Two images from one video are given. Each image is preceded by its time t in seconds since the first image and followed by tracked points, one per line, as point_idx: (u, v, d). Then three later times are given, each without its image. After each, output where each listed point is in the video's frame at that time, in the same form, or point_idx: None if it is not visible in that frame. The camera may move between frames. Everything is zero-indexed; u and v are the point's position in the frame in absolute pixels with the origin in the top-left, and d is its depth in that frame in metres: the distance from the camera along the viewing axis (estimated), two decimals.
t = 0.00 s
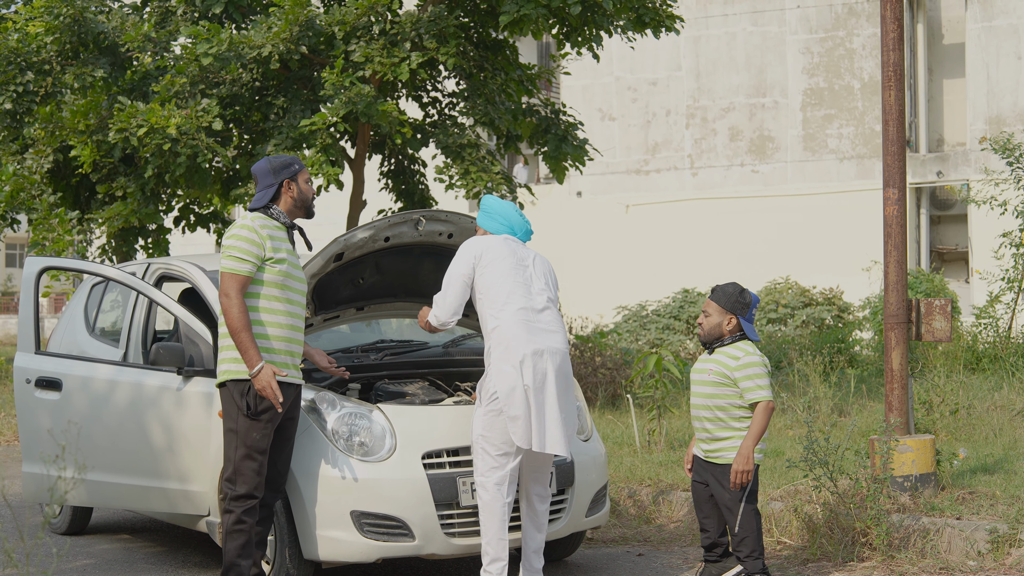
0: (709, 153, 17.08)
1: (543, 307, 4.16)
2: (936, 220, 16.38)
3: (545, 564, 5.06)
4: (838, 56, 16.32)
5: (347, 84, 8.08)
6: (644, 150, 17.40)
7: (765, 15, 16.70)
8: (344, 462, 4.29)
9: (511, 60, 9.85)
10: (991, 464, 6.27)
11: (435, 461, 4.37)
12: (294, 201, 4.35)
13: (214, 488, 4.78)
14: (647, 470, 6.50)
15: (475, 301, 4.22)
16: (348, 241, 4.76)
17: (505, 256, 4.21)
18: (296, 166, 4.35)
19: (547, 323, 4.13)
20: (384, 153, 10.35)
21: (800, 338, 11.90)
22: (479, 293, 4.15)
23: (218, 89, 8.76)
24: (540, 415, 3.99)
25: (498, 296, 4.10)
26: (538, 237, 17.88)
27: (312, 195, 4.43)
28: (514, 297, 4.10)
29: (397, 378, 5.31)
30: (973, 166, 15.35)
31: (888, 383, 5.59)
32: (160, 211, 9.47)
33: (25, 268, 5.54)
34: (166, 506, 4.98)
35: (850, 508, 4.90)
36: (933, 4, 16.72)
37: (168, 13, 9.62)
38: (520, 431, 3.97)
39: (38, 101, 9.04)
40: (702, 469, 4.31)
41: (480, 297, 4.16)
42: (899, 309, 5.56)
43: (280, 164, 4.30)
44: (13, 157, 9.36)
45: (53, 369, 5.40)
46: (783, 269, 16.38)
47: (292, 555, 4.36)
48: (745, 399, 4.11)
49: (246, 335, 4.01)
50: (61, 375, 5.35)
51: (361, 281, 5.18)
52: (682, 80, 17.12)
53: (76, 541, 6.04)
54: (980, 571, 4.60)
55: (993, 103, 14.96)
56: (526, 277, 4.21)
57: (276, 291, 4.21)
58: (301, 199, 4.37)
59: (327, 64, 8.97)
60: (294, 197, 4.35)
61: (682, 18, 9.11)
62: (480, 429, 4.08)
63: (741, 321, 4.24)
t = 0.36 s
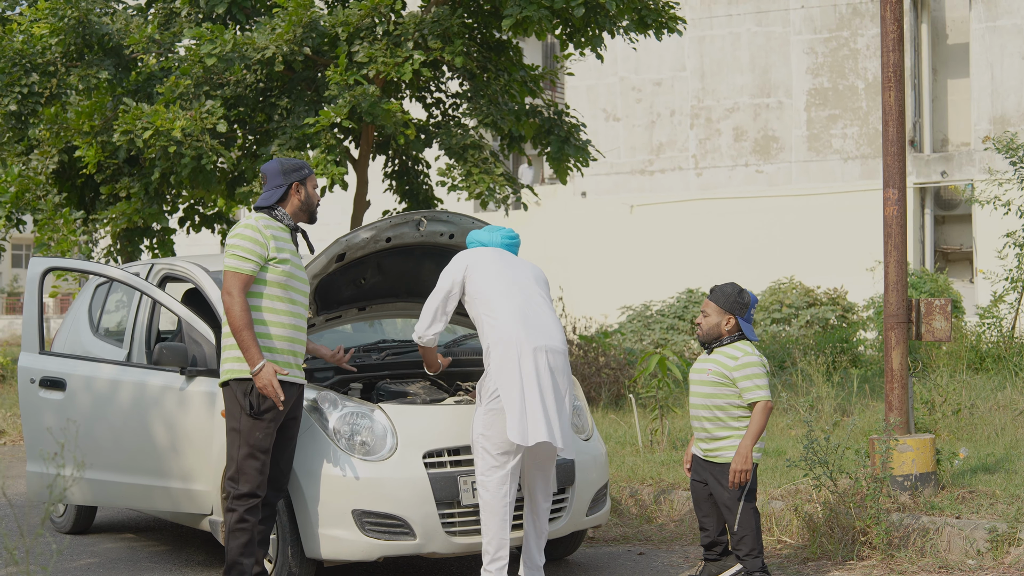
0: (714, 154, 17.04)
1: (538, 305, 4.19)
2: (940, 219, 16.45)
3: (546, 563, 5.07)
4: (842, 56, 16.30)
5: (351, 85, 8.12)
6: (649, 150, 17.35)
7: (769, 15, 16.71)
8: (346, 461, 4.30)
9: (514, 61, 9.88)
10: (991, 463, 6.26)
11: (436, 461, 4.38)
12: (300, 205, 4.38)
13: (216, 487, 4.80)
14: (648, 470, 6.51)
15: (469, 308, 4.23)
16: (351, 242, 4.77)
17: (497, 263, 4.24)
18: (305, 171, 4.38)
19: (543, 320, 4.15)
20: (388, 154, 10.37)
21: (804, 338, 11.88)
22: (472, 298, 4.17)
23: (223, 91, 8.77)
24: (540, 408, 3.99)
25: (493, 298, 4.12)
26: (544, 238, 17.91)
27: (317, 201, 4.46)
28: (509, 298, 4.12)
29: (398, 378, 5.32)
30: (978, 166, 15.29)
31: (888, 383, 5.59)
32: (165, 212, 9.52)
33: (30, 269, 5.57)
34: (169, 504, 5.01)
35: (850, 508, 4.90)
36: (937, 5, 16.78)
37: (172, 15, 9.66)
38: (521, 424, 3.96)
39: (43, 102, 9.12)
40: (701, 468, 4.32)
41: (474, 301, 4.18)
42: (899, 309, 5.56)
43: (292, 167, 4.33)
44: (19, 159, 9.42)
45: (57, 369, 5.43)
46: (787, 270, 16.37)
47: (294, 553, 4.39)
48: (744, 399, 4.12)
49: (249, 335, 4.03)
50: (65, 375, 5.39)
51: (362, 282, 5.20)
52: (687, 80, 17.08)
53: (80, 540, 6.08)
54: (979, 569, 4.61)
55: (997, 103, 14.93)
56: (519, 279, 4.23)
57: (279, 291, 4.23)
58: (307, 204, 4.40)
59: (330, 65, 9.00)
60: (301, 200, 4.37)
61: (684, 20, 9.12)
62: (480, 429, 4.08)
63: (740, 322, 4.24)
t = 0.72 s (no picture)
0: (723, 154, 17.10)
1: (526, 309, 4.25)
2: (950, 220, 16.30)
3: (552, 561, 5.09)
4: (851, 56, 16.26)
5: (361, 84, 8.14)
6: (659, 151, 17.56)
7: (778, 15, 16.72)
8: (354, 459, 4.32)
9: (523, 62, 9.91)
10: (998, 463, 6.24)
11: (442, 459, 4.40)
12: (308, 208, 4.40)
13: (225, 485, 4.83)
14: (654, 469, 6.51)
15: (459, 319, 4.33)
16: (358, 242, 4.79)
17: (485, 275, 4.33)
18: (318, 175, 4.41)
19: (526, 321, 4.21)
20: (397, 155, 10.39)
21: (813, 339, 11.84)
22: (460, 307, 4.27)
23: (232, 92, 8.81)
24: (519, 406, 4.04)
25: (475, 303, 4.21)
26: (553, 238, 17.90)
27: (325, 208, 4.49)
28: (491, 302, 4.20)
29: (405, 378, 5.33)
30: (987, 167, 15.33)
31: (894, 382, 5.58)
32: (174, 212, 9.57)
33: (40, 269, 5.61)
34: (178, 503, 5.04)
35: (855, 507, 4.90)
36: (947, 5, 16.71)
37: (182, 16, 9.71)
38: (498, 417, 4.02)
39: (53, 103, 9.21)
40: (705, 467, 4.33)
41: (462, 309, 4.28)
42: (905, 309, 5.54)
43: (306, 170, 4.36)
44: (30, 159, 9.50)
45: (67, 369, 5.47)
46: (797, 270, 16.33)
47: (301, 551, 4.43)
48: (746, 398, 4.13)
49: (258, 332, 4.05)
50: (74, 374, 5.43)
51: (370, 281, 5.21)
52: (696, 81, 17.16)
53: (90, 538, 6.12)
54: (983, 569, 4.60)
55: (1007, 103, 14.86)
56: (507, 287, 4.31)
57: (288, 290, 4.26)
58: (316, 208, 4.43)
59: (339, 66, 9.04)
60: (309, 204, 4.40)
61: (692, 22, 9.12)
62: (464, 427, 4.15)
63: (742, 321, 4.25)
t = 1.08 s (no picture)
0: (740, 154, 17.12)
1: (524, 311, 4.27)
2: (968, 220, 16.35)
3: (567, 561, 5.12)
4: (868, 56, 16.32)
5: (376, 85, 8.25)
6: (675, 151, 17.54)
7: (795, 15, 16.81)
8: (371, 459, 4.36)
9: (540, 62, 9.95)
10: (1015, 464, 6.22)
11: (458, 459, 4.44)
12: (325, 209, 4.45)
13: (242, 484, 4.89)
14: (670, 469, 6.52)
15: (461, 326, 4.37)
16: (374, 243, 4.83)
17: (485, 281, 4.37)
18: (334, 175, 4.45)
19: (525, 325, 4.23)
20: (414, 155, 10.43)
21: (830, 339, 11.80)
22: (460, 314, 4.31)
23: (249, 92, 8.87)
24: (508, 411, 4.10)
25: (475, 308, 4.25)
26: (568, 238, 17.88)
27: (342, 208, 4.52)
28: (490, 307, 4.24)
29: (421, 378, 5.36)
30: (1004, 167, 15.28)
31: (909, 383, 5.57)
32: (191, 212, 9.62)
33: (59, 269, 5.68)
34: (196, 502, 5.11)
35: (870, 507, 4.92)
36: (965, 4, 16.82)
37: (199, 16, 9.78)
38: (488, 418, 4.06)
39: (71, 103, 9.32)
40: (716, 468, 4.36)
41: (462, 316, 4.31)
42: (921, 309, 5.56)
43: (322, 170, 4.40)
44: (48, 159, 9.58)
45: (85, 369, 5.54)
46: (813, 270, 16.30)
47: (318, 550, 4.47)
48: (752, 395, 4.16)
49: (275, 334, 4.10)
50: (92, 374, 5.49)
51: (386, 282, 5.24)
52: (714, 81, 17.16)
53: (110, 536, 6.19)
54: (999, 570, 4.60)
55: None
56: (507, 294, 4.34)
57: (304, 291, 4.30)
58: (333, 208, 4.47)
59: (357, 66, 9.10)
60: (327, 204, 4.44)
61: (708, 22, 9.15)
62: (464, 431, 4.18)
63: (740, 321, 4.29)
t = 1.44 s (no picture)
0: (755, 154, 17.34)
1: (544, 311, 4.33)
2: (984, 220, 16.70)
3: (586, 560, 5.15)
4: (884, 56, 16.49)
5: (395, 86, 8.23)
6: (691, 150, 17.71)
7: (811, 15, 16.91)
8: (390, 459, 4.41)
9: (557, 62, 10.02)
10: None
11: (477, 459, 4.49)
12: (346, 209, 4.50)
13: (263, 483, 4.95)
14: (687, 469, 6.54)
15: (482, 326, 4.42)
16: (394, 244, 4.88)
17: (506, 282, 4.42)
18: (355, 176, 4.50)
19: (546, 326, 4.28)
20: (431, 155, 10.50)
21: (847, 338, 11.79)
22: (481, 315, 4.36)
23: (267, 92, 8.97)
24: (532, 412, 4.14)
25: (496, 309, 4.30)
26: (584, 237, 17.89)
27: (361, 209, 4.58)
28: (511, 308, 4.29)
29: (439, 378, 5.41)
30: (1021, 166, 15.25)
31: (926, 383, 5.59)
32: (210, 212, 9.69)
33: (79, 270, 5.75)
34: (216, 501, 5.17)
35: (887, 507, 4.93)
36: (981, 4, 17.28)
37: (218, 18, 9.86)
38: (510, 418, 4.10)
39: (91, 105, 9.49)
40: (728, 468, 4.42)
41: (483, 316, 4.37)
42: (938, 310, 5.55)
43: (343, 172, 4.45)
44: (68, 159, 9.69)
45: (106, 368, 5.61)
46: (830, 269, 16.30)
47: (338, 550, 4.52)
48: (764, 392, 4.22)
49: (296, 335, 4.16)
50: (114, 374, 5.57)
51: (406, 282, 5.29)
52: (730, 80, 17.35)
53: (131, 535, 6.26)
54: (1015, 569, 4.62)
55: None
56: (529, 295, 4.39)
57: (324, 292, 4.36)
58: (353, 209, 4.53)
59: (374, 67, 9.16)
60: (347, 205, 4.50)
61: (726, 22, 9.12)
62: (487, 431, 4.23)
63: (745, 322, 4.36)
